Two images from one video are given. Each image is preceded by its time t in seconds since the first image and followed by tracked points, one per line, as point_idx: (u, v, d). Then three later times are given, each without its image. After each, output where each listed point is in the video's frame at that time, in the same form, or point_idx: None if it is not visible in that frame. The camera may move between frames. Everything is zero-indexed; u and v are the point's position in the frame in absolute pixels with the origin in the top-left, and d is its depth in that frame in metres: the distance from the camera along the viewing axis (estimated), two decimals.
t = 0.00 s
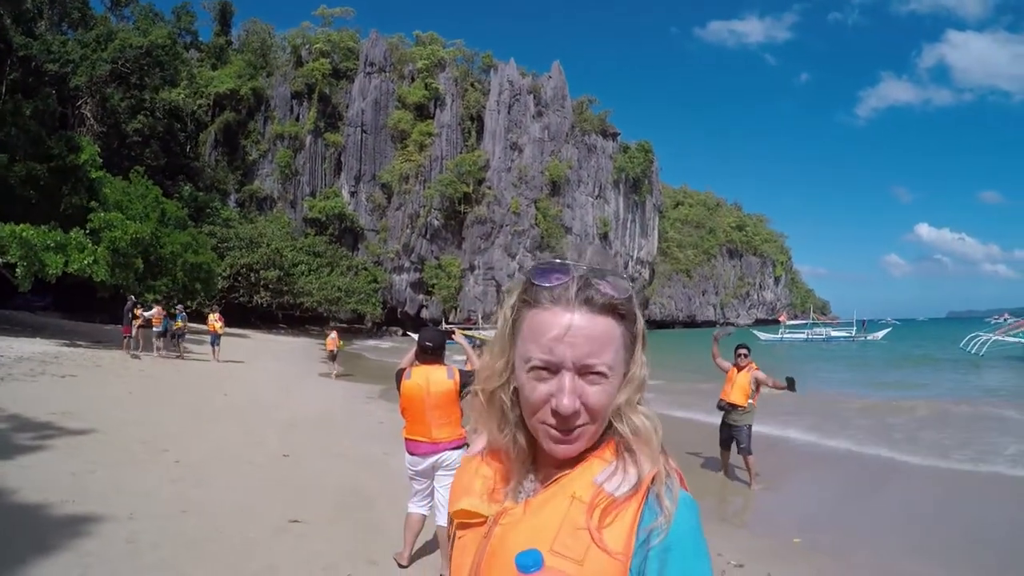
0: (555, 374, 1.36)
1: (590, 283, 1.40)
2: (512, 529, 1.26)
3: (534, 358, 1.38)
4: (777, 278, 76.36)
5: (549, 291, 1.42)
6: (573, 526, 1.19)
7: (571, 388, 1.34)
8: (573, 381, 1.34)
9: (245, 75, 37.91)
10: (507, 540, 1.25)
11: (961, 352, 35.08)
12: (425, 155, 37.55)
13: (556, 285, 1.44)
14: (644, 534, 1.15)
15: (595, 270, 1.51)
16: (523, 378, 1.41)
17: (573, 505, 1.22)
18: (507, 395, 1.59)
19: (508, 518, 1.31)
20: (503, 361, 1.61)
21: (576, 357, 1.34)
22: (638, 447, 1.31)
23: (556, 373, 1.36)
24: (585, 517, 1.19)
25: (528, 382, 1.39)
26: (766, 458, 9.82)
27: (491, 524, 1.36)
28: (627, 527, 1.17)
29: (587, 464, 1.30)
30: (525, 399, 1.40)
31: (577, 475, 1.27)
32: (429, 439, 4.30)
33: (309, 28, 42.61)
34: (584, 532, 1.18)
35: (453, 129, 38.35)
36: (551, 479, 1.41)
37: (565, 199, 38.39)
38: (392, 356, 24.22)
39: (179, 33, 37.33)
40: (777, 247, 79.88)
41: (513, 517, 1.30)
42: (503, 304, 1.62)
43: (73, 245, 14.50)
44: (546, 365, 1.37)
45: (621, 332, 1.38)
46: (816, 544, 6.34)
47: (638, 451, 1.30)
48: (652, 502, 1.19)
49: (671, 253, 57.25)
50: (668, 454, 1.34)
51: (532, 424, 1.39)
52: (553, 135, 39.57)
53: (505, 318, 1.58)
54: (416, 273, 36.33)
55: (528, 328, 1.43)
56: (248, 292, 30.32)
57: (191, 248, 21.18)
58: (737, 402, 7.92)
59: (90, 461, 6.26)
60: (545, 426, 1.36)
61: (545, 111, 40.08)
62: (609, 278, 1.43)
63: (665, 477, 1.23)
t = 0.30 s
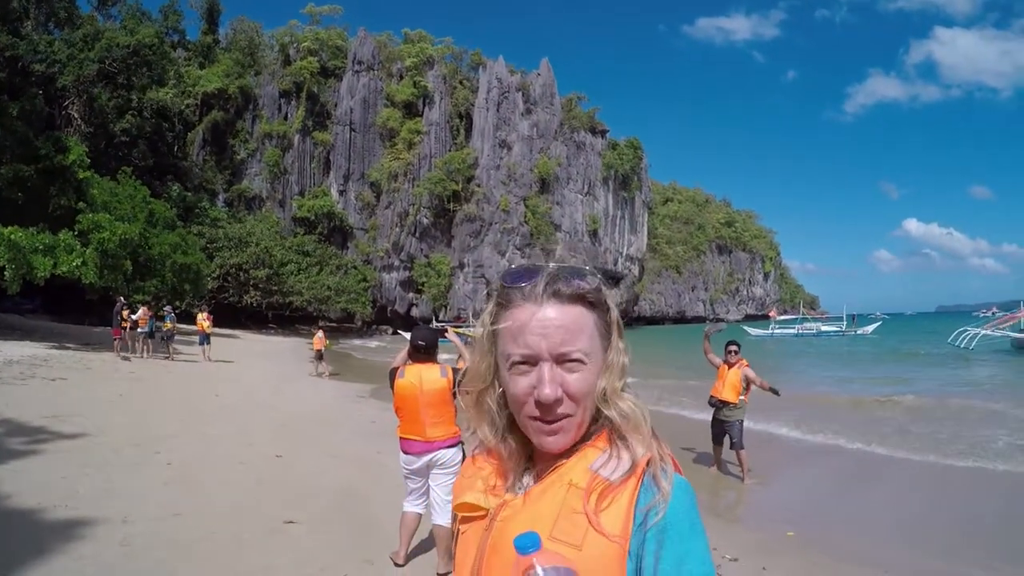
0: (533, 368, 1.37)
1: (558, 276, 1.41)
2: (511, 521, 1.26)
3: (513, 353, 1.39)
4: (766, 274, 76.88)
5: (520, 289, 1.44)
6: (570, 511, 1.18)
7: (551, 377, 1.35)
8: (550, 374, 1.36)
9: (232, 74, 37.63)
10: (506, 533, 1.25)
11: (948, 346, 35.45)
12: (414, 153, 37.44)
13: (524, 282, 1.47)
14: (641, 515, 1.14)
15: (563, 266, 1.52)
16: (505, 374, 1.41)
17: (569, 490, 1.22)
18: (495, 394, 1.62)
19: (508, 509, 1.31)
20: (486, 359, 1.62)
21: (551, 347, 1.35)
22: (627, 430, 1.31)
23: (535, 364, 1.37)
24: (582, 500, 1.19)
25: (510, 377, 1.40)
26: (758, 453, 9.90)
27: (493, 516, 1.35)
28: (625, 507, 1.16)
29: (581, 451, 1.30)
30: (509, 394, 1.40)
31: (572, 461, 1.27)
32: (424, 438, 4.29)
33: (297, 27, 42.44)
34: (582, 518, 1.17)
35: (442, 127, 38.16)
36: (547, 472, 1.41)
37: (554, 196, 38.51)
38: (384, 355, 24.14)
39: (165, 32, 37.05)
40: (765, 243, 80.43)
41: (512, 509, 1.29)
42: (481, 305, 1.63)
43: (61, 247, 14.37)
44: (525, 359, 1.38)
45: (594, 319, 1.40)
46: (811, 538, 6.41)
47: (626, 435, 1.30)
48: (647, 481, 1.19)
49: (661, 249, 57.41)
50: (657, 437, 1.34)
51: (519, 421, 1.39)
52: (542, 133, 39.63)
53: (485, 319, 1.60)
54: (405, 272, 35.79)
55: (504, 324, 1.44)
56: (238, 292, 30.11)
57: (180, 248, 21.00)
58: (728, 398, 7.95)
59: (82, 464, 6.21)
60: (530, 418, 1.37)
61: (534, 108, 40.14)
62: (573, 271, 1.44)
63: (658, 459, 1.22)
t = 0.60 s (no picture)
0: (543, 362, 1.38)
1: (568, 270, 1.42)
2: (514, 513, 1.27)
3: (522, 347, 1.40)
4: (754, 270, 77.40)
5: (531, 284, 1.45)
6: (574, 508, 1.19)
7: (560, 371, 1.36)
8: (559, 368, 1.36)
9: (221, 71, 37.42)
10: (508, 527, 1.27)
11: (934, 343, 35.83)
12: (404, 150, 37.26)
13: (535, 275, 1.47)
14: (644, 515, 1.16)
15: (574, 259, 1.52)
16: (514, 367, 1.42)
17: (573, 488, 1.23)
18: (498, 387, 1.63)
19: (510, 505, 1.33)
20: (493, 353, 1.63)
21: (560, 341, 1.37)
22: (633, 427, 1.32)
23: (544, 359, 1.38)
24: (586, 497, 1.20)
25: (518, 370, 1.41)
26: (750, 449, 9.96)
27: (495, 511, 1.37)
28: (627, 506, 1.17)
29: (585, 447, 1.31)
30: (517, 387, 1.42)
31: (574, 458, 1.29)
32: (417, 434, 4.30)
33: (286, 23, 42.27)
34: (583, 515, 1.18)
35: (432, 124, 37.74)
36: (550, 466, 1.42)
37: (544, 193, 38.54)
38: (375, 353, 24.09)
39: (153, 28, 36.78)
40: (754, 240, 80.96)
41: (515, 503, 1.31)
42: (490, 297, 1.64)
43: (50, 245, 14.24)
44: (534, 353, 1.39)
45: (603, 315, 1.40)
46: (802, 532, 6.49)
47: (630, 431, 1.31)
48: (650, 480, 1.20)
49: (651, 246, 57.64)
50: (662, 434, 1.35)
51: (526, 415, 1.40)
52: (532, 129, 39.55)
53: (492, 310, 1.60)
54: (395, 268, 36.03)
55: (512, 319, 1.45)
56: (227, 289, 30.03)
57: (169, 246, 20.87)
58: (720, 395, 8.04)
59: (73, 463, 6.17)
60: (538, 408, 1.39)
61: (524, 105, 40.16)
62: (584, 264, 1.44)
63: (663, 457, 1.23)
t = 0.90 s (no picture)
0: (530, 348, 1.42)
1: (551, 253, 1.44)
2: (504, 500, 1.32)
3: (509, 333, 1.44)
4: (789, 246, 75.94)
5: (514, 267, 1.48)
6: (562, 496, 1.23)
7: (547, 355, 1.40)
8: (546, 354, 1.40)
9: (248, 66, 37.90)
10: (497, 514, 1.31)
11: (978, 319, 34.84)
12: (432, 135, 37.42)
13: (519, 259, 1.50)
14: (633, 502, 1.19)
15: (563, 242, 1.54)
16: (503, 354, 1.46)
17: (560, 476, 1.27)
18: (488, 375, 1.68)
19: (500, 490, 1.37)
20: (483, 340, 1.68)
21: (546, 326, 1.40)
22: (624, 411, 1.35)
23: (530, 345, 1.42)
24: (575, 485, 1.24)
25: (507, 358, 1.45)
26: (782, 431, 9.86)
27: (483, 497, 1.42)
28: (616, 494, 1.20)
29: (576, 435, 1.35)
30: (507, 374, 1.46)
31: (563, 448, 1.33)
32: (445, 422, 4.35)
33: (310, 15, 42.61)
34: (572, 502, 1.22)
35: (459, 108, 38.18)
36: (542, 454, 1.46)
37: (574, 174, 38.65)
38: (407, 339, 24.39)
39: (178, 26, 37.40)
40: (788, 216, 79.38)
41: (505, 491, 1.36)
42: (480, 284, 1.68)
43: (83, 243, 14.73)
44: (520, 340, 1.43)
45: (588, 297, 1.43)
46: (834, 516, 6.44)
47: (623, 416, 1.34)
48: (641, 464, 1.23)
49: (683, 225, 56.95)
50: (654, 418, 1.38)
51: (518, 404, 1.44)
52: (559, 111, 39.27)
53: (480, 296, 1.64)
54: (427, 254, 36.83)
55: (499, 307, 1.49)
56: (262, 280, 30.37)
57: (205, 237, 21.45)
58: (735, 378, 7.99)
59: (111, 452, 6.42)
60: (528, 398, 1.43)
61: (551, 86, 39.96)
62: (569, 246, 1.47)
63: (654, 444, 1.26)
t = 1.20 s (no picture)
0: (518, 351, 1.41)
1: (537, 255, 1.43)
2: (496, 501, 1.31)
3: (497, 337, 1.43)
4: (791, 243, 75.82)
5: (501, 271, 1.47)
6: (555, 497, 1.21)
7: (535, 360, 1.38)
8: (535, 357, 1.38)
9: (249, 64, 37.92)
10: (490, 514, 1.30)
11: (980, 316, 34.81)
12: (434, 134, 37.28)
13: (506, 264, 1.50)
14: (629, 505, 1.17)
15: (551, 244, 1.53)
16: (492, 356, 1.45)
17: (553, 476, 1.26)
18: (482, 373, 1.69)
19: (494, 491, 1.36)
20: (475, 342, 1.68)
21: (533, 329, 1.39)
22: (617, 413, 1.34)
23: (517, 350, 1.40)
24: (568, 486, 1.22)
25: (496, 361, 1.44)
26: (783, 428, 9.85)
27: (478, 499, 1.41)
28: (610, 495, 1.18)
29: (569, 435, 1.34)
30: (497, 377, 1.44)
31: (556, 447, 1.31)
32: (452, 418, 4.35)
33: (310, 13, 42.51)
34: (566, 502, 1.21)
35: (461, 107, 37.87)
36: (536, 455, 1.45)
37: (576, 172, 38.61)
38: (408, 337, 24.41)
39: (179, 25, 37.31)
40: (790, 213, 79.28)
41: (498, 491, 1.34)
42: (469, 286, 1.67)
43: (84, 244, 14.74)
44: (508, 344, 1.42)
45: (577, 299, 1.41)
46: (839, 514, 6.42)
47: (615, 417, 1.33)
48: (635, 467, 1.22)
49: (685, 222, 56.86)
50: (648, 417, 1.36)
51: (509, 406, 1.42)
52: (561, 108, 39.41)
53: (471, 300, 1.63)
54: (430, 252, 36.28)
55: (488, 310, 1.47)
56: (264, 279, 30.21)
57: (206, 238, 21.46)
58: (717, 372, 8.01)
59: (111, 453, 6.43)
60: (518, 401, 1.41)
61: (552, 84, 39.97)
62: (557, 248, 1.45)
63: (649, 445, 1.24)
